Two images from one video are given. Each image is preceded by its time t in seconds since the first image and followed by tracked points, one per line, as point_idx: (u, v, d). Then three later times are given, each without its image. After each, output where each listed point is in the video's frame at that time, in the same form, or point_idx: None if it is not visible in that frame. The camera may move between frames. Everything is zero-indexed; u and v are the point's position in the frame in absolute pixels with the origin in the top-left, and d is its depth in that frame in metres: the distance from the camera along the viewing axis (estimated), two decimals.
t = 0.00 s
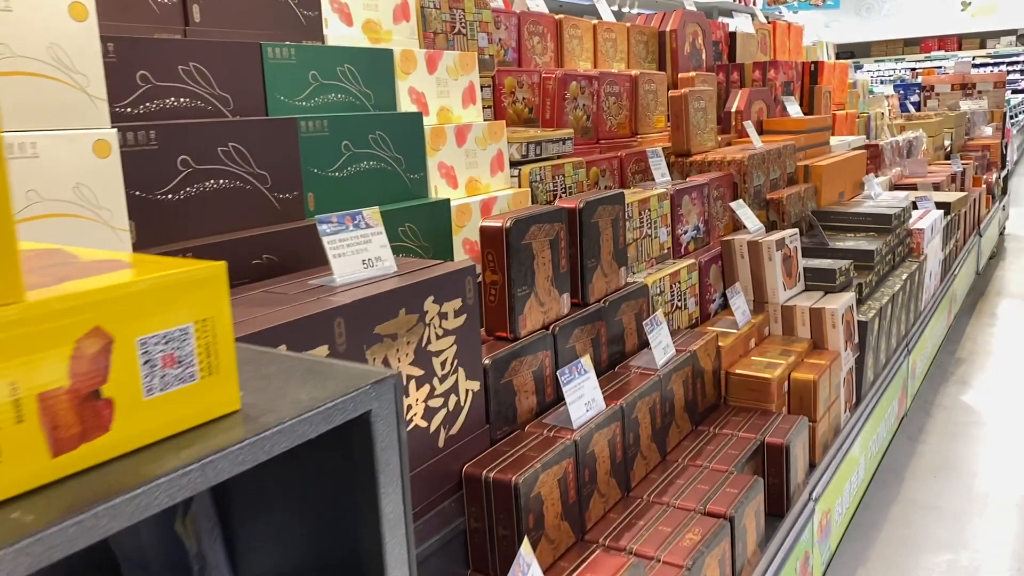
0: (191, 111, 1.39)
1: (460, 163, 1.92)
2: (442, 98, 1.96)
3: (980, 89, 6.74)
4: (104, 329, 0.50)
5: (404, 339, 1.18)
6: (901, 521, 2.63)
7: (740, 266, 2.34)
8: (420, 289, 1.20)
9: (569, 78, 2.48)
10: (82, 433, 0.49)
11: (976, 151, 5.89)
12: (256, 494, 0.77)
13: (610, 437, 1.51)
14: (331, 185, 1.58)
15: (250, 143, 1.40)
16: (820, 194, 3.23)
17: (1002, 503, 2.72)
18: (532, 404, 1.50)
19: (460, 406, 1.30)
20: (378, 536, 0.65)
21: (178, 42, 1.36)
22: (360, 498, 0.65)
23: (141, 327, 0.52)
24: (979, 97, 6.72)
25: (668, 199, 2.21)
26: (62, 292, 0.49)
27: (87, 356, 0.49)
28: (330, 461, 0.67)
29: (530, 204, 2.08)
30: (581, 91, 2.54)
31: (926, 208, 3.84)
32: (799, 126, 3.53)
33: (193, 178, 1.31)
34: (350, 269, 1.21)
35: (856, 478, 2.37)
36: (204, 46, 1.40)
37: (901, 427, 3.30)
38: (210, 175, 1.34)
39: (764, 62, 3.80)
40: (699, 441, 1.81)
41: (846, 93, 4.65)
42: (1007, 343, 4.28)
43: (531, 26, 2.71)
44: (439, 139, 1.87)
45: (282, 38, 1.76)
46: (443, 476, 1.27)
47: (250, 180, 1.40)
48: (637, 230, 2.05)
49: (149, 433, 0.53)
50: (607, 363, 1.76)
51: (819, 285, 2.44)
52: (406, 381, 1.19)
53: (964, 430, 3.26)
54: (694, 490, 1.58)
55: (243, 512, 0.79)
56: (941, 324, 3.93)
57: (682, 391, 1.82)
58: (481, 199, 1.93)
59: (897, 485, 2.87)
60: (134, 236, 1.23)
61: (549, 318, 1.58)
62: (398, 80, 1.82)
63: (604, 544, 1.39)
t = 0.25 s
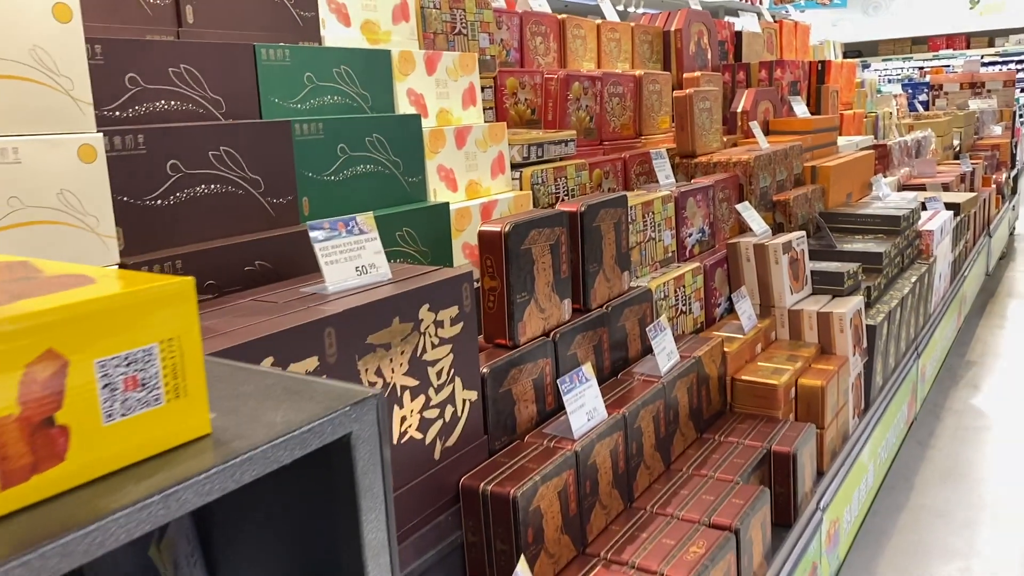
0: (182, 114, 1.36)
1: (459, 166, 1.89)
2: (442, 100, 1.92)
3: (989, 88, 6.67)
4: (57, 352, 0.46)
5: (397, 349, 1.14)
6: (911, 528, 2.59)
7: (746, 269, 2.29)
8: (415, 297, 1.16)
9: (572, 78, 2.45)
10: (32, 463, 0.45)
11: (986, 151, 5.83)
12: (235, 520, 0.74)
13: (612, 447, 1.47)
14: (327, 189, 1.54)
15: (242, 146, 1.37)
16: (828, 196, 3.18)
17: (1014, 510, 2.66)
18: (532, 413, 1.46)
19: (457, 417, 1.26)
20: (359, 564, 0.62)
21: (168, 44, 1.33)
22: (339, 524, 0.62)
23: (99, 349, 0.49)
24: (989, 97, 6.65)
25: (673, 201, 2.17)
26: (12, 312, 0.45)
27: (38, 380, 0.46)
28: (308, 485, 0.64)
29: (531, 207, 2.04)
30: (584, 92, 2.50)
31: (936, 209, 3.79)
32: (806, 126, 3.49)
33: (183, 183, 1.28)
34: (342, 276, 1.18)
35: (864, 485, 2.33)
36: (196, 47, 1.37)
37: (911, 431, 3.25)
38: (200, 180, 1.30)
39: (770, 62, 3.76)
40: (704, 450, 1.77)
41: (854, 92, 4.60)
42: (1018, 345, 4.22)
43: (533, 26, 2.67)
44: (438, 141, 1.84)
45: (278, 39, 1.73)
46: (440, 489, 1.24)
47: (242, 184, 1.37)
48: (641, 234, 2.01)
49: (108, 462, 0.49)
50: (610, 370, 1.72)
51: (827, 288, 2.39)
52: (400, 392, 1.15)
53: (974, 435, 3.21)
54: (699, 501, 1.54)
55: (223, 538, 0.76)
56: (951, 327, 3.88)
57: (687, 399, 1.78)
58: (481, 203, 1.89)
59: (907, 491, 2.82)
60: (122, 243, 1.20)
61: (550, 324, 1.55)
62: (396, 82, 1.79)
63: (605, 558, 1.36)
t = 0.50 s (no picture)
0: (173, 115, 1.33)
1: (458, 167, 1.86)
2: (440, 100, 1.89)
3: (997, 86, 6.61)
4: (10, 370, 0.44)
5: (391, 355, 1.11)
6: (919, 533, 2.55)
7: (751, 271, 2.26)
8: (408, 302, 1.13)
9: (574, 77, 2.42)
10: None
11: (994, 149, 5.77)
12: (214, 539, 0.71)
13: (612, 455, 1.44)
14: (321, 191, 1.51)
15: (234, 148, 1.34)
16: (834, 196, 3.15)
17: None
18: (531, 419, 1.43)
19: (453, 424, 1.23)
20: None
21: (159, 43, 1.30)
22: (318, 546, 0.59)
23: (57, 367, 0.46)
24: (997, 95, 6.59)
25: (676, 202, 2.14)
26: None
27: None
28: (285, 505, 0.60)
29: (531, 208, 2.01)
30: (586, 91, 2.47)
31: (943, 208, 3.74)
32: (812, 125, 3.45)
33: (173, 186, 1.25)
34: (334, 280, 1.15)
35: (871, 491, 2.29)
36: (187, 47, 1.35)
37: (918, 434, 3.21)
38: (191, 182, 1.28)
39: (775, 60, 3.72)
40: (707, 456, 1.74)
41: (860, 91, 4.55)
42: None
43: (534, 25, 2.64)
44: (436, 142, 1.81)
45: (274, 38, 1.70)
46: (435, 498, 1.21)
47: (235, 187, 1.34)
48: (643, 235, 1.98)
49: (65, 486, 0.46)
50: (611, 374, 1.69)
51: (833, 290, 2.35)
52: (394, 400, 1.13)
53: (983, 438, 3.17)
54: (701, 509, 1.51)
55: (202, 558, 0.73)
56: (959, 328, 3.83)
57: (690, 404, 1.75)
58: (480, 204, 1.86)
59: (915, 495, 2.78)
60: (110, 247, 1.17)
61: (549, 328, 1.52)
62: (393, 82, 1.76)
63: (605, 568, 1.32)
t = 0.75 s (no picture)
0: (162, 116, 1.30)
1: (456, 168, 1.83)
2: (438, 99, 1.86)
3: (1007, 83, 6.54)
4: None
5: (381, 363, 1.08)
6: (927, 539, 2.50)
7: (755, 273, 2.22)
8: (399, 308, 1.10)
9: (575, 76, 2.38)
10: None
11: (1004, 148, 5.71)
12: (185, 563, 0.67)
13: (612, 462, 1.40)
14: (314, 193, 1.48)
15: (224, 149, 1.31)
16: (841, 195, 3.10)
17: None
18: (528, 427, 1.40)
19: (447, 433, 1.20)
20: None
21: (146, 42, 1.27)
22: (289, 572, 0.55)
23: None
24: (1006, 93, 6.52)
25: (679, 203, 2.10)
26: None
27: None
28: (254, 529, 0.57)
29: (531, 210, 1.98)
30: (588, 90, 2.44)
31: (952, 208, 3.69)
32: (818, 124, 3.41)
33: (160, 189, 1.22)
34: (323, 286, 1.12)
35: (878, 496, 2.25)
36: (176, 46, 1.32)
37: (926, 437, 3.17)
38: (179, 185, 1.25)
39: (781, 58, 3.68)
40: (709, 462, 1.70)
41: (868, 89, 4.50)
42: None
43: (536, 23, 2.61)
44: (434, 142, 1.77)
45: (268, 37, 1.67)
46: (428, 509, 1.18)
47: (224, 189, 1.31)
48: (644, 237, 1.94)
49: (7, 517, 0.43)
50: (611, 380, 1.66)
51: (839, 292, 2.31)
52: (384, 409, 1.09)
53: (993, 441, 3.12)
54: (703, 518, 1.47)
55: None
56: (969, 329, 3.78)
57: (692, 409, 1.71)
58: (478, 206, 1.83)
59: (922, 500, 2.74)
60: (94, 252, 1.14)
61: (547, 333, 1.48)
62: (389, 81, 1.73)
63: None
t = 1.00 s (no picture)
0: (150, 116, 1.28)
1: (453, 168, 1.80)
2: (435, 98, 1.83)
3: (1015, 81, 6.48)
4: None
5: (370, 369, 1.05)
6: (934, 544, 2.46)
7: (759, 274, 2.18)
8: (390, 313, 1.07)
9: (576, 75, 2.35)
10: None
11: (1012, 146, 5.65)
12: None
13: (609, 469, 1.37)
14: (307, 194, 1.45)
15: (213, 150, 1.28)
16: (846, 195, 3.06)
17: None
18: (524, 433, 1.37)
19: (439, 440, 1.17)
20: None
21: (134, 41, 1.25)
22: None
23: None
24: (1014, 91, 6.46)
25: (681, 203, 2.07)
26: None
27: None
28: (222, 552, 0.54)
29: (531, 210, 1.95)
30: (589, 89, 2.40)
31: (959, 207, 3.65)
32: (823, 122, 3.37)
33: (147, 191, 1.20)
34: (311, 290, 1.09)
35: (883, 501, 2.21)
36: (165, 45, 1.29)
37: (933, 440, 3.13)
38: (166, 186, 1.22)
39: (786, 56, 3.64)
40: (711, 468, 1.67)
41: (874, 87, 4.46)
42: None
43: (537, 21, 2.58)
44: (430, 142, 1.74)
45: (262, 36, 1.65)
46: (420, 519, 1.15)
47: (213, 191, 1.29)
48: (645, 238, 1.91)
49: None
50: (610, 384, 1.63)
51: (844, 293, 2.27)
52: (373, 416, 1.07)
53: (1001, 444, 3.08)
54: (704, 525, 1.44)
55: None
56: (976, 330, 3.74)
57: (692, 414, 1.68)
58: (476, 206, 1.80)
59: (929, 504, 2.70)
60: (79, 256, 1.12)
61: (544, 337, 1.45)
62: (385, 80, 1.70)
63: None
